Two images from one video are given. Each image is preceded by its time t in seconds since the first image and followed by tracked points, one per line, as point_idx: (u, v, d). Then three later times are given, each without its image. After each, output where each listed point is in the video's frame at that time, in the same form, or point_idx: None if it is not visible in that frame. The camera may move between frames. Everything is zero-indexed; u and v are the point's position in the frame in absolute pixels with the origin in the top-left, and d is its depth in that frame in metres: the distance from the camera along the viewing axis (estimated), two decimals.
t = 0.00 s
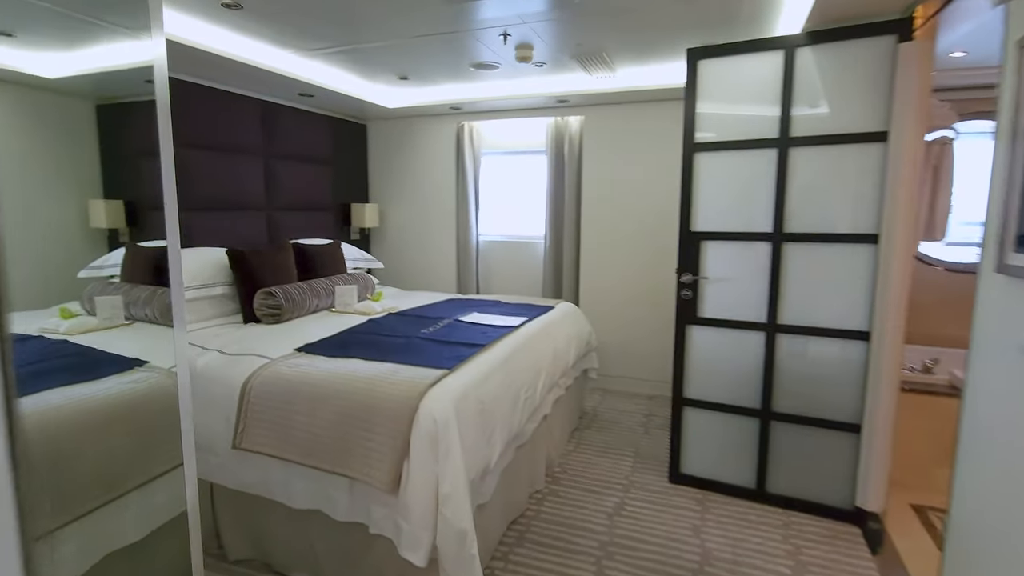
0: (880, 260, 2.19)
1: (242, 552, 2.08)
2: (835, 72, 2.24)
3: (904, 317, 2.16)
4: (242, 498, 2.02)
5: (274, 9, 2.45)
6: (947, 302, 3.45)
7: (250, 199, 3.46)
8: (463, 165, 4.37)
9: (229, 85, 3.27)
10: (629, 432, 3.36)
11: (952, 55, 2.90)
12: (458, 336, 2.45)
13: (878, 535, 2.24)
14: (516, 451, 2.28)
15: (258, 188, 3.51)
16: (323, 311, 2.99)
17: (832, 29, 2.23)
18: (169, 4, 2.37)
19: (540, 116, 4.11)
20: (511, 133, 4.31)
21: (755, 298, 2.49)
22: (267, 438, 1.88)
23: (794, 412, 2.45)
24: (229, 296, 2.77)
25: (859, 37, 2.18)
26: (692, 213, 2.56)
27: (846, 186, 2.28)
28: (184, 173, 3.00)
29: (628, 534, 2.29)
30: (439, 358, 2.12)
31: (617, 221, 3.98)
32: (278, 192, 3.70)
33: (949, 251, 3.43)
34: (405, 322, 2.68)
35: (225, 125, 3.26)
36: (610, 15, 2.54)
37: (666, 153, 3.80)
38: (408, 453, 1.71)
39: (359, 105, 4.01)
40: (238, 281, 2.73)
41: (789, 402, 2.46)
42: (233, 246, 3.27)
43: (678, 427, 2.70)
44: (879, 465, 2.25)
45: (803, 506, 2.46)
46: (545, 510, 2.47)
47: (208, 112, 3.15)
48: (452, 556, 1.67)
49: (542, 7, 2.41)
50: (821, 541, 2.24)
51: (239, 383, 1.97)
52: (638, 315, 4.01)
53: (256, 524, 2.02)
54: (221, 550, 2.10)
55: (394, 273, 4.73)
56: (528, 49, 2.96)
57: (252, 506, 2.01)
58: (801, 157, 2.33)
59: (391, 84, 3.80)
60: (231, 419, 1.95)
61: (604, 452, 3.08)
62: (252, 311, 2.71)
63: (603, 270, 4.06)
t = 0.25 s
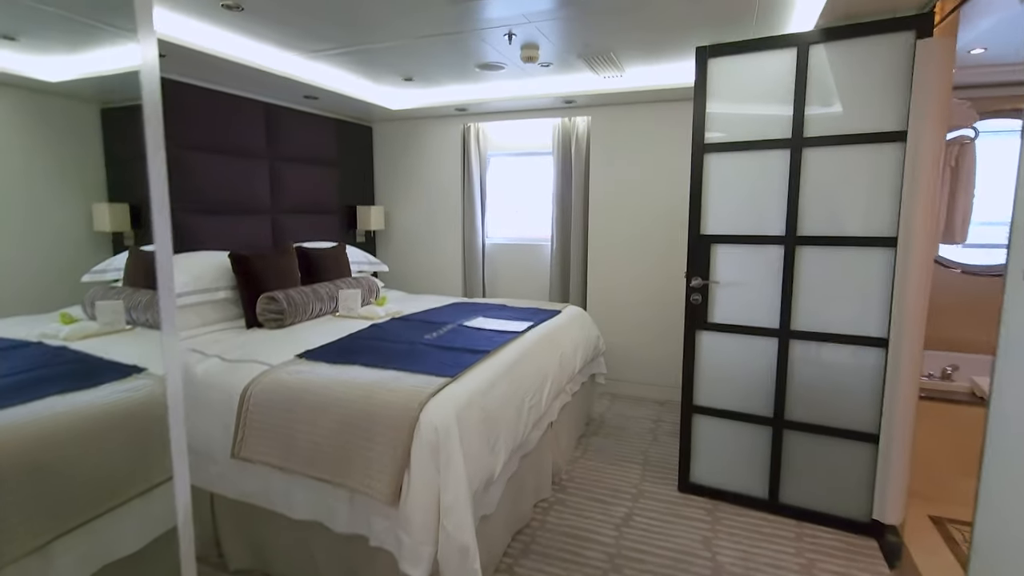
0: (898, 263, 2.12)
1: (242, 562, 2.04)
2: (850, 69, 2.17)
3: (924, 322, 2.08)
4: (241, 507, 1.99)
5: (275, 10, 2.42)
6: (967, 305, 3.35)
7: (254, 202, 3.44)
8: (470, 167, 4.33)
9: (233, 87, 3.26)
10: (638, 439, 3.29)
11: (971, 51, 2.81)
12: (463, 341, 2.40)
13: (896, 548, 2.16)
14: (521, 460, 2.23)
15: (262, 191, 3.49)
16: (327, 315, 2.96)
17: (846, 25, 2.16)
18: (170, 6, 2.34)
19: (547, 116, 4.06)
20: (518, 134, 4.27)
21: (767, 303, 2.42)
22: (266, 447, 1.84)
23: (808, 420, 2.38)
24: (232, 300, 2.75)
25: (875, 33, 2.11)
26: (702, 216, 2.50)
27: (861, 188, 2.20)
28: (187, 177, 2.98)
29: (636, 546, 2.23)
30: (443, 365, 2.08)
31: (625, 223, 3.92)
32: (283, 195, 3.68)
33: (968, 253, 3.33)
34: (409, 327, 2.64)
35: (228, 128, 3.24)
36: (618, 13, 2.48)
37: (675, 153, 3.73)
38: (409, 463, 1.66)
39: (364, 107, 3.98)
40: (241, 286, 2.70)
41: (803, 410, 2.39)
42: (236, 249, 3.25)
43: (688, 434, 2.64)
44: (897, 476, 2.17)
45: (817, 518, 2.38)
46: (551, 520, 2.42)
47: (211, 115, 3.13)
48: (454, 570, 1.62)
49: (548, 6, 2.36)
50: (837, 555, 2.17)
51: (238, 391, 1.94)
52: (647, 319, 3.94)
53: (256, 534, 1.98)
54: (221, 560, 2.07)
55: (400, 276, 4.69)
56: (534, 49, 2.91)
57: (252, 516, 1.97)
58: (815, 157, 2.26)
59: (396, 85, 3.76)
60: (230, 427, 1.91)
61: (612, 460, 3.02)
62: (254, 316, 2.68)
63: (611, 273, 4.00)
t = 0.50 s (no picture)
0: (925, 266, 2.02)
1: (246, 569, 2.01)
2: (874, 63, 2.08)
3: (952, 328, 1.99)
4: (245, 514, 1.96)
5: (282, 9, 2.39)
6: (995, 308, 3.22)
7: (263, 203, 3.43)
8: (480, 166, 4.28)
9: (241, 87, 3.24)
10: (651, 444, 3.21)
11: (1002, 43, 2.69)
12: (471, 345, 2.35)
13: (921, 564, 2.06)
14: (529, 467, 2.17)
15: (271, 192, 3.48)
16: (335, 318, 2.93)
17: (870, 17, 2.06)
18: (176, 6, 2.33)
19: (558, 115, 3.99)
20: (529, 133, 4.21)
21: (786, 307, 2.33)
22: (269, 453, 1.80)
23: (828, 429, 2.29)
24: (240, 302, 2.74)
25: (901, 25, 2.01)
26: (718, 217, 2.42)
27: (885, 187, 2.11)
28: (195, 177, 2.97)
29: (648, 557, 2.16)
30: (450, 370, 2.03)
31: (638, 223, 3.84)
32: (292, 196, 3.66)
33: (997, 253, 3.20)
34: (417, 330, 2.59)
35: (237, 128, 3.23)
36: (631, 7, 2.41)
37: (691, 152, 3.64)
38: (413, 473, 1.61)
39: (373, 107, 3.95)
40: (249, 287, 2.68)
41: (823, 419, 2.30)
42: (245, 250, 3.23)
43: (703, 442, 2.56)
44: (923, 488, 2.08)
45: (838, 530, 2.29)
46: (561, 529, 2.35)
47: (220, 116, 3.12)
48: None
49: None
50: (859, 570, 2.08)
51: (242, 396, 1.91)
52: (660, 321, 3.86)
53: (260, 541, 1.95)
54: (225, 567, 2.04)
55: (410, 276, 4.66)
56: (545, 45, 2.85)
57: (256, 523, 1.94)
58: (837, 156, 2.17)
59: (406, 84, 3.73)
60: (233, 433, 1.89)
61: (624, 466, 2.95)
62: (261, 318, 2.66)
63: (624, 274, 3.92)
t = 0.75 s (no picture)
0: (956, 269, 1.92)
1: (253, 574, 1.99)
2: (903, 57, 1.98)
3: (986, 334, 1.89)
4: (252, 518, 1.94)
5: (292, 8, 2.37)
6: None
7: (275, 204, 3.42)
8: (493, 166, 4.23)
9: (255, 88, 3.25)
10: (667, 450, 3.13)
11: None
12: (481, 349, 2.30)
13: None
14: (540, 474, 2.12)
15: (283, 193, 3.47)
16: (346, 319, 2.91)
17: (898, 8, 1.97)
18: (187, 7, 2.32)
19: (573, 113, 3.93)
20: (543, 132, 4.15)
21: (807, 310, 2.24)
22: (274, 458, 1.78)
23: (852, 438, 2.20)
24: (251, 303, 2.72)
25: (931, 16, 1.91)
26: (736, 217, 2.34)
27: (913, 186, 2.01)
28: (207, 178, 2.97)
29: (662, 569, 2.09)
30: (458, 375, 1.98)
31: (654, 224, 3.76)
32: (304, 197, 3.65)
33: None
34: (427, 332, 2.55)
35: (250, 129, 3.23)
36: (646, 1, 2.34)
37: (708, 150, 3.55)
38: (418, 481, 1.57)
39: (386, 107, 3.93)
40: (259, 289, 2.67)
41: (846, 428, 2.21)
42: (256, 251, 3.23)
43: (720, 449, 2.48)
44: (953, 502, 1.98)
45: (862, 543, 2.20)
46: (572, 537, 2.29)
47: (232, 117, 3.12)
48: None
49: None
50: None
51: (249, 399, 1.89)
52: (677, 324, 3.77)
53: (266, 546, 1.93)
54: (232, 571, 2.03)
55: (423, 277, 4.64)
56: (558, 42, 2.79)
57: (262, 527, 1.92)
58: (862, 153, 2.08)
59: (419, 84, 3.70)
60: (239, 436, 1.86)
61: (638, 473, 2.88)
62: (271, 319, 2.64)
63: (639, 276, 3.84)
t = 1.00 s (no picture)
0: (989, 272, 1.82)
1: None
2: (930, 49, 1.89)
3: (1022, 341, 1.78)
4: (256, 521, 1.92)
5: (300, 7, 2.35)
6: None
7: (287, 204, 3.42)
8: (506, 167, 4.19)
9: (267, 89, 3.25)
10: (681, 457, 3.05)
11: None
12: (490, 352, 2.26)
13: None
14: (549, 481, 2.06)
15: (295, 193, 3.47)
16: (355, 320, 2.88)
17: None
18: (196, 7, 2.32)
19: (587, 112, 3.87)
20: (556, 132, 4.10)
21: (829, 315, 2.15)
22: (278, 462, 1.75)
23: (876, 448, 2.11)
24: (260, 304, 2.71)
25: (962, 6, 1.82)
26: (754, 217, 2.26)
27: (941, 185, 1.91)
28: (218, 179, 2.97)
29: None
30: (466, 378, 1.94)
31: (670, 224, 3.68)
32: (316, 197, 3.64)
33: None
34: (436, 335, 2.51)
35: (262, 130, 3.23)
36: None
37: (725, 149, 3.46)
38: (422, 488, 1.53)
39: (398, 107, 3.91)
40: (269, 290, 2.66)
41: (869, 437, 2.12)
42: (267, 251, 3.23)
43: (736, 457, 2.40)
44: (985, 517, 1.88)
45: (887, 559, 2.10)
46: (583, 546, 2.23)
47: (244, 118, 3.12)
48: None
49: None
50: None
51: (254, 401, 1.87)
52: (693, 326, 3.68)
53: (270, 551, 1.91)
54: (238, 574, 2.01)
55: (435, 278, 4.61)
56: (571, 39, 2.74)
57: (267, 531, 1.90)
58: (887, 151, 1.99)
59: (430, 83, 3.67)
60: (244, 439, 1.84)
61: (651, 480, 2.81)
62: (280, 320, 2.63)
63: (654, 277, 3.77)
